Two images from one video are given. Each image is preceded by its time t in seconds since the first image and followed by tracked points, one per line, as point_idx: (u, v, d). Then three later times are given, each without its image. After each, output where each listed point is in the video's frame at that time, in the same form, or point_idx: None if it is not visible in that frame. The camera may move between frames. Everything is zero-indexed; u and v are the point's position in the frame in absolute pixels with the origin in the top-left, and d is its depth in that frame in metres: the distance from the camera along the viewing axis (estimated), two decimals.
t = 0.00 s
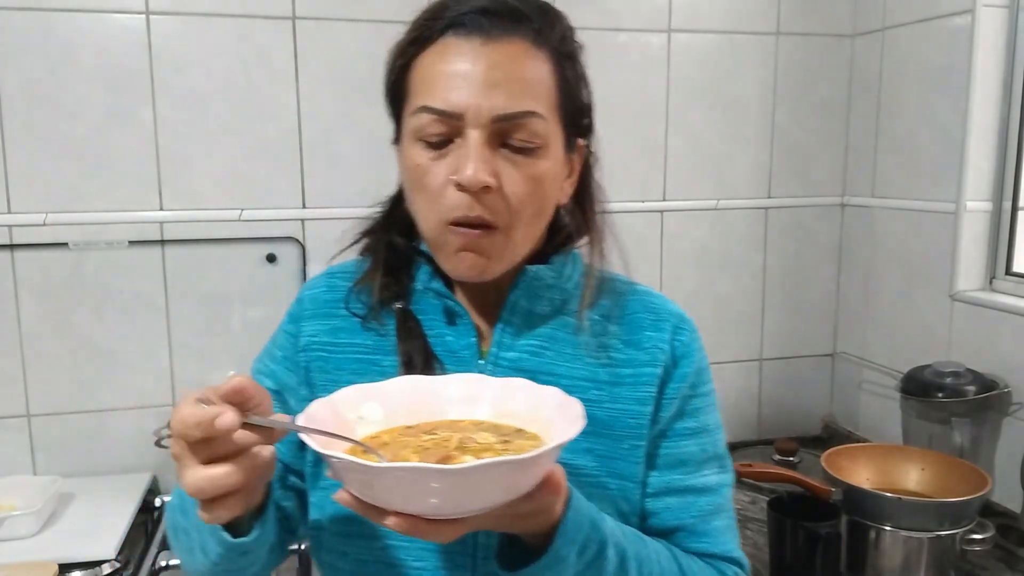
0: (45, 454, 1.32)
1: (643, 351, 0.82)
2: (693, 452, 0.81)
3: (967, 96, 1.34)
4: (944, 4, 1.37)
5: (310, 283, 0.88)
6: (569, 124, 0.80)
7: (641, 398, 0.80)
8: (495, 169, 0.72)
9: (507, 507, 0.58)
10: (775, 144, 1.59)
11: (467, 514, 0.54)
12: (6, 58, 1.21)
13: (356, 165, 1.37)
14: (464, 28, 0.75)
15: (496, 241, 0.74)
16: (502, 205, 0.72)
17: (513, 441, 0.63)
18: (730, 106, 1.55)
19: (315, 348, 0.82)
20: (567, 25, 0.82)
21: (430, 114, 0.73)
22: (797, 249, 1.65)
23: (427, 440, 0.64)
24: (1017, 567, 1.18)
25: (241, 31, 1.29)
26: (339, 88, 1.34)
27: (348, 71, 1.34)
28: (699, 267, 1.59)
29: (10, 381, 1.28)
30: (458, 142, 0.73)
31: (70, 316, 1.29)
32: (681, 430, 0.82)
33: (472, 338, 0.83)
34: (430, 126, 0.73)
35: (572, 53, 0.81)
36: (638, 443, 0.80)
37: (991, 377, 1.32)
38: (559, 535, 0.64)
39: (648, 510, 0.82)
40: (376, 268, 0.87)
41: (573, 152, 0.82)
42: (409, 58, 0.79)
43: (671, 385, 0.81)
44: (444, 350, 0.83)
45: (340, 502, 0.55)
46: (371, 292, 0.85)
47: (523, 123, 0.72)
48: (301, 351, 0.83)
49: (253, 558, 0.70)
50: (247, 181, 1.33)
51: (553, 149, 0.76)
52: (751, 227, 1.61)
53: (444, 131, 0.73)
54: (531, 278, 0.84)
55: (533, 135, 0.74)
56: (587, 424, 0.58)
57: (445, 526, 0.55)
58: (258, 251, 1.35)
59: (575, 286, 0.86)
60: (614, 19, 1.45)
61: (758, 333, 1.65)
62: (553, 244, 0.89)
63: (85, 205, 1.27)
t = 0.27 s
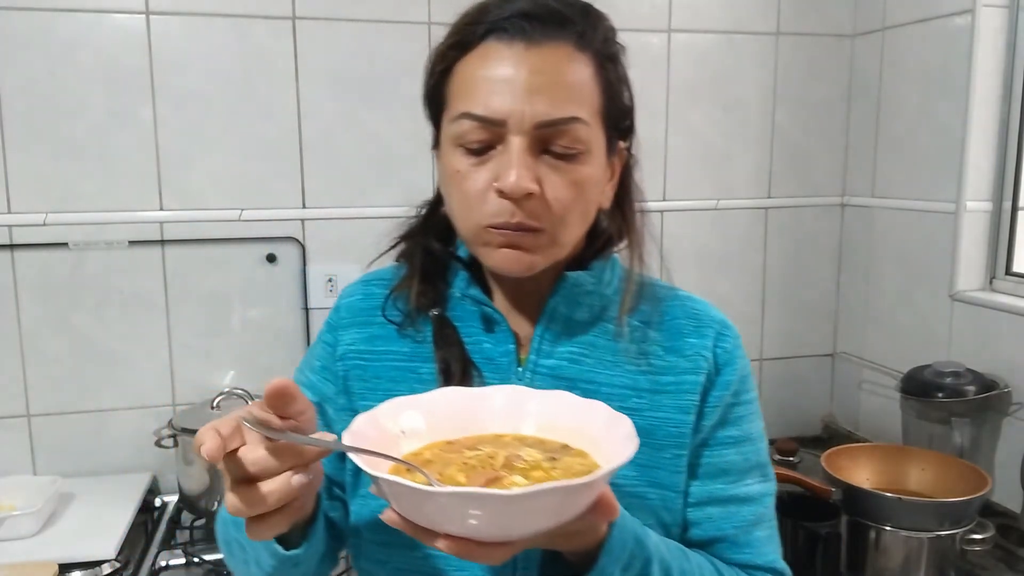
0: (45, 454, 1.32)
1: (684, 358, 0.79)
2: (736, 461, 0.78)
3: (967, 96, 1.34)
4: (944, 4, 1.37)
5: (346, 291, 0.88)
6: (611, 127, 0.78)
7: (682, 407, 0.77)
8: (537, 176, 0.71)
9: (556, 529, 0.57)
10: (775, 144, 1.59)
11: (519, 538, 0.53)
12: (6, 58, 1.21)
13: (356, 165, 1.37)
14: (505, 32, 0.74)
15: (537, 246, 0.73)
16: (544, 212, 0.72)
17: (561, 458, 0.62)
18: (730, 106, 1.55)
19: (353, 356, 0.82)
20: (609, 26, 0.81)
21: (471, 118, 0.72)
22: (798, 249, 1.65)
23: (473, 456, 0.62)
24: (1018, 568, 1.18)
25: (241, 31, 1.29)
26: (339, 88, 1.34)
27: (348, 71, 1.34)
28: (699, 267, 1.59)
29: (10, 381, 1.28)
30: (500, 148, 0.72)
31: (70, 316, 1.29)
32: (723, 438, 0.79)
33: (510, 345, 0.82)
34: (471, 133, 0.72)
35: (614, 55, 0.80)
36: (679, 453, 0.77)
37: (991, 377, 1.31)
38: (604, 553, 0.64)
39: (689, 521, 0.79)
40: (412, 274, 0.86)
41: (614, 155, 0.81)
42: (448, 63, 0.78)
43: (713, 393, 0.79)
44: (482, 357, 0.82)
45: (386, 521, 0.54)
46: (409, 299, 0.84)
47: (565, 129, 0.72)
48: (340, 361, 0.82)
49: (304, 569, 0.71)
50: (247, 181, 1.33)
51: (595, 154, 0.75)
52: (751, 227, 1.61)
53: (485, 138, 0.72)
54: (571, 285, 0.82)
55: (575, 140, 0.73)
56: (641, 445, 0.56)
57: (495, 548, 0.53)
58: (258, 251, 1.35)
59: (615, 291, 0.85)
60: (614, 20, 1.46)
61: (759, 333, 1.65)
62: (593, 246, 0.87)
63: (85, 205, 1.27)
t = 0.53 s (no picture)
0: (45, 454, 1.32)
1: (711, 366, 0.79)
2: (763, 470, 0.78)
3: (967, 96, 1.34)
4: (944, 3, 1.37)
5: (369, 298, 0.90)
6: (637, 129, 0.78)
7: (708, 415, 0.77)
8: (563, 175, 0.71)
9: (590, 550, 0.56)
10: (775, 144, 1.59)
11: (553, 559, 0.52)
12: (5, 58, 1.21)
13: (355, 165, 1.37)
14: (533, 31, 0.74)
15: (562, 247, 0.72)
16: (569, 212, 0.71)
17: (592, 475, 0.62)
18: (729, 106, 1.55)
19: (376, 363, 0.83)
20: (636, 27, 0.81)
21: (498, 118, 0.73)
22: (798, 249, 1.65)
23: (503, 472, 0.62)
24: (1018, 568, 1.18)
25: (241, 31, 1.29)
26: (339, 88, 1.34)
27: (347, 71, 1.34)
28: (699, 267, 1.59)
29: (10, 381, 1.28)
30: (526, 147, 0.72)
31: (69, 316, 1.29)
32: (751, 448, 0.79)
33: (533, 352, 0.82)
34: (498, 132, 0.73)
35: (641, 56, 0.79)
36: (705, 462, 0.77)
37: (991, 377, 1.31)
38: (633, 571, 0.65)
39: (716, 530, 0.79)
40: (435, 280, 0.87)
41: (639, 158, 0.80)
42: (477, 63, 0.78)
43: (740, 401, 0.78)
44: (504, 363, 0.82)
45: (419, 542, 0.55)
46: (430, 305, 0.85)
47: (592, 129, 0.71)
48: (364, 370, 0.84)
49: None
50: (247, 181, 1.33)
51: (621, 155, 0.74)
52: (752, 227, 1.61)
53: (511, 137, 0.72)
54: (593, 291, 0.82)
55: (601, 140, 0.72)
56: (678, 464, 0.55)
57: (528, 570, 0.53)
58: (258, 251, 1.35)
59: (640, 296, 0.84)
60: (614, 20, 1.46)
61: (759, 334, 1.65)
62: (617, 250, 0.86)
63: (85, 205, 1.27)
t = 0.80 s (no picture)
0: (45, 454, 1.32)
1: (745, 381, 0.79)
2: (803, 490, 0.80)
3: (967, 97, 1.34)
4: (944, 3, 1.37)
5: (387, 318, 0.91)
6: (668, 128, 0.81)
7: (742, 431, 0.78)
8: (600, 150, 0.73)
9: None
10: (775, 144, 1.59)
11: None
12: (5, 57, 1.21)
13: (355, 164, 1.37)
14: (578, 19, 0.79)
15: (595, 223, 0.73)
16: (604, 186, 0.73)
17: (691, 532, 0.61)
18: (730, 106, 1.55)
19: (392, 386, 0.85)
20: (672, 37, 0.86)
21: (542, 89, 0.76)
22: (798, 249, 1.65)
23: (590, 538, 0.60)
24: (1018, 568, 1.18)
25: (241, 31, 1.29)
26: (340, 88, 1.34)
27: (348, 71, 1.34)
28: (700, 267, 1.59)
29: (10, 380, 1.28)
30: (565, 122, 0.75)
31: (69, 316, 1.29)
32: (792, 468, 0.80)
33: (559, 367, 0.82)
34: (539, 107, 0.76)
35: (676, 64, 0.85)
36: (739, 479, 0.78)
37: (991, 377, 1.31)
38: None
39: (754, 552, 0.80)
40: (449, 298, 0.87)
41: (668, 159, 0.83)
42: (517, 49, 0.82)
43: (778, 417, 0.80)
44: (529, 379, 0.82)
45: None
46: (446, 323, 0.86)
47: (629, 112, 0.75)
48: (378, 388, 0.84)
49: None
50: (247, 181, 1.33)
51: (655, 142, 0.77)
52: (752, 227, 1.61)
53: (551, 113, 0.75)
54: (627, 307, 0.80)
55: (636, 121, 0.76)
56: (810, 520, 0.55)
57: None
58: (258, 251, 1.35)
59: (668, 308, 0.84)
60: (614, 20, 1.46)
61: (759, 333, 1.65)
62: (633, 258, 0.84)
63: (85, 205, 1.27)
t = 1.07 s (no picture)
0: (45, 454, 1.32)
1: (728, 379, 0.78)
2: (787, 490, 0.80)
3: (967, 97, 1.34)
4: (944, 4, 1.37)
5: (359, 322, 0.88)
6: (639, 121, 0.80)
7: (724, 431, 0.76)
8: (570, 148, 0.72)
9: None
10: (775, 144, 1.59)
11: None
12: (5, 57, 1.21)
13: (356, 164, 1.37)
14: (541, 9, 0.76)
15: (569, 223, 0.72)
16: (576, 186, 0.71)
17: (668, 539, 0.61)
18: (729, 106, 1.55)
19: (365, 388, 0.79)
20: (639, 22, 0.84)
21: (506, 89, 0.73)
22: (798, 249, 1.65)
23: (565, 544, 0.60)
24: (1018, 568, 1.18)
25: (241, 31, 1.29)
26: (340, 87, 1.34)
27: (348, 71, 1.34)
28: (700, 268, 1.59)
29: (10, 380, 1.28)
30: (533, 120, 0.73)
31: (69, 316, 1.29)
32: (775, 468, 0.80)
33: (542, 367, 0.79)
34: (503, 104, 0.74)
35: (644, 48, 0.82)
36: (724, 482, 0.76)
37: (991, 377, 1.31)
38: None
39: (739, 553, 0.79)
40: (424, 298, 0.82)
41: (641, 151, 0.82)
42: (479, 46, 0.79)
43: (761, 416, 0.79)
44: (511, 380, 0.79)
45: None
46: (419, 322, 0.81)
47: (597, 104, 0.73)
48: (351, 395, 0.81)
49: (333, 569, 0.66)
50: (246, 181, 1.33)
51: (628, 136, 0.76)
52: (751, 227, 1.61)
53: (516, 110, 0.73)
54: (609, 305, 0.78)
55: (605, 113, 0.74)
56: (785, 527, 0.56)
57: None
58: (258, 251, 1.35)
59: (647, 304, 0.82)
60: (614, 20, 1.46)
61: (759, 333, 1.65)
62: (611, 251, 0.82)
63: (85, 205, 1.27)
